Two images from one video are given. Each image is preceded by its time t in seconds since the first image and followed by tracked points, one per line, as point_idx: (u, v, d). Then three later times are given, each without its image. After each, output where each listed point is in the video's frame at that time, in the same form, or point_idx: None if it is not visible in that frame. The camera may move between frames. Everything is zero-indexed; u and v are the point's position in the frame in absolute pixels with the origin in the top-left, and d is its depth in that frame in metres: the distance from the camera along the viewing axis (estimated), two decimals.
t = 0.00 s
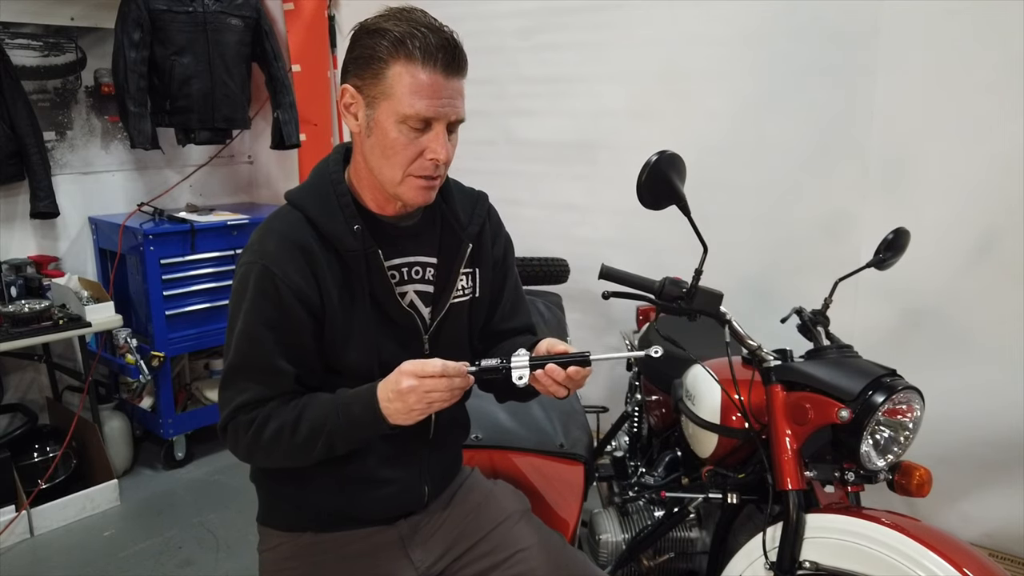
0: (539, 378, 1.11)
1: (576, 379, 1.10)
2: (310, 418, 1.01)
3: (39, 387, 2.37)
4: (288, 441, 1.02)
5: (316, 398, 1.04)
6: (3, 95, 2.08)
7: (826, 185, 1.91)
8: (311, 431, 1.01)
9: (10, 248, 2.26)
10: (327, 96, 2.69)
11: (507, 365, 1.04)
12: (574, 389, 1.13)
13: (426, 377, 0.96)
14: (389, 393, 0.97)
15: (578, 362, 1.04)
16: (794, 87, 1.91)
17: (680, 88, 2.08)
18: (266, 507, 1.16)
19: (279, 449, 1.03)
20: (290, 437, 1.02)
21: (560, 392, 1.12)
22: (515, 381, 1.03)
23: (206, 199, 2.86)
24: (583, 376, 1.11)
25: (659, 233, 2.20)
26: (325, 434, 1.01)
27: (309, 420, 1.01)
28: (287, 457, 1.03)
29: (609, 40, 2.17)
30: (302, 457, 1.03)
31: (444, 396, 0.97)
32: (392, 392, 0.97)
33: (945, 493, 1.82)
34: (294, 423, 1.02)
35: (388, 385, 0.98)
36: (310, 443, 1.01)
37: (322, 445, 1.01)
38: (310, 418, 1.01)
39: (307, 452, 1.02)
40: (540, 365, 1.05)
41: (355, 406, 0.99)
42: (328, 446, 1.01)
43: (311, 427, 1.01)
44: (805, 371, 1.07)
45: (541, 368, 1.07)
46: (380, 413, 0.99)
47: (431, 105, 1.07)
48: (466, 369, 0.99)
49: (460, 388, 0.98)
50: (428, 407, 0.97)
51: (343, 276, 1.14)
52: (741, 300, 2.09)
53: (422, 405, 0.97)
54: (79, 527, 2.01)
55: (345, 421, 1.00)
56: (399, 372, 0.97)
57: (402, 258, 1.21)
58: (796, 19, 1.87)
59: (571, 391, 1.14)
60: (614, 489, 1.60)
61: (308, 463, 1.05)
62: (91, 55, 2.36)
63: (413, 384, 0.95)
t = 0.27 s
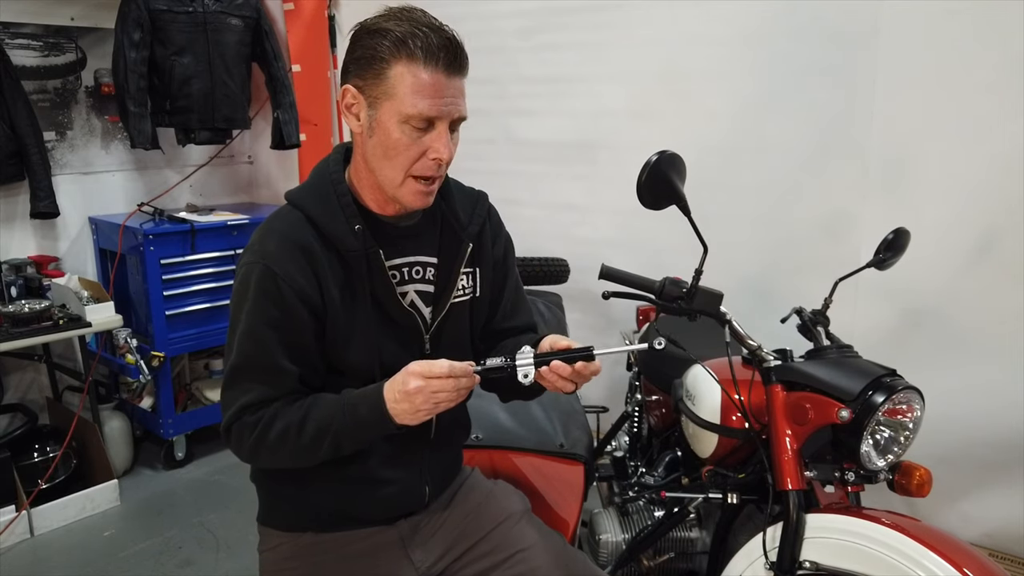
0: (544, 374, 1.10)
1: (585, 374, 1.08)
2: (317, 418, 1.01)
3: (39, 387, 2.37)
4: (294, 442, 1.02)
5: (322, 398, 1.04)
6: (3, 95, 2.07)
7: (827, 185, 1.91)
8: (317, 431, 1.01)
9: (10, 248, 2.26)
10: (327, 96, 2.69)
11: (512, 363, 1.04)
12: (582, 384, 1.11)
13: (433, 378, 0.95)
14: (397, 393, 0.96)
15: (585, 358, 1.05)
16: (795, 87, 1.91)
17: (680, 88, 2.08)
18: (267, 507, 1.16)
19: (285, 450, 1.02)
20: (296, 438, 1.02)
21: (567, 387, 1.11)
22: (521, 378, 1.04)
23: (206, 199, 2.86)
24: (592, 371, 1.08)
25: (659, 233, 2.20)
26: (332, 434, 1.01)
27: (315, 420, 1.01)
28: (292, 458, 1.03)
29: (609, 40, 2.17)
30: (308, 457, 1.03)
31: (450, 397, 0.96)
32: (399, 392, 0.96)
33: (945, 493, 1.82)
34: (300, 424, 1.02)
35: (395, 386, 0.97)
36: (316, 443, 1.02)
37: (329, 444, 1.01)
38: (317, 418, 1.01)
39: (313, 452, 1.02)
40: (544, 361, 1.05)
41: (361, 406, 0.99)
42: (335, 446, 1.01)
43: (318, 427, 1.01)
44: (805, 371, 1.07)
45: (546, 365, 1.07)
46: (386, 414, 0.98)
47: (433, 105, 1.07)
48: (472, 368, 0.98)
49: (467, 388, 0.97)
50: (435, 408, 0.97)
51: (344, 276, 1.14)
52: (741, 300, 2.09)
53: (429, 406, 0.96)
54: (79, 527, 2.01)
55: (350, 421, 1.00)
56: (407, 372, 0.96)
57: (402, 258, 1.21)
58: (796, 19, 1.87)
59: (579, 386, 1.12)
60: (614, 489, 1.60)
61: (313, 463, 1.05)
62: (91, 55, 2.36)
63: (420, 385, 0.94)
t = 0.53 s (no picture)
0: (541, 384, 1.10)
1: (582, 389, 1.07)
2: (316, 418, 1.01)
3: (39, 387, 2.37)
4: (293, 442, 1.02)
5: (322, 397, 1.04)
6: (3, 95, 2.07)
7: (826, 185, 1.91)
8: (316, 431, 1.01)
9: (10, 248, 2.26)
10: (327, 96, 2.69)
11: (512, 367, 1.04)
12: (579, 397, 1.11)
13: (433, 377, 0.95)
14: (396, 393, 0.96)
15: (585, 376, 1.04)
16: (795, 87, 1.91)
17: (680, 88, 2.08)
18: (266, 507, 1.16)
19: (285, 449, 1.02)
20: (295, 437, 1.01)
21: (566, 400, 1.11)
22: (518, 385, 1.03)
23: (206, 199, 2.86)
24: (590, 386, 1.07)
25: (659, 233, 2.20)
26: (331, 434, 1.01)
27: (314, 420, 1.01)
28: (292, 457, 1.03)
29: (609, 40, 2.17)
30: (307, 456, 1.03)
31: (450, 395, 0.96)
32: (398, 391, 0.96)
33: (945, 493, 1.82)
34: (299, 424, 1.02)
35: (395, 385, 0.97)
36: (316, 443, 1.01)
37: (328, 444, 1.01)
38: (316, 418, 1.01)
39: (313, 452, 1.02)
40: (545, 372, 1.04)
41: (362, 405, 0.99)
42: (334, 445, 1.01)
43: (317, 427, 1.01)
44: (805, 370, 1.07)
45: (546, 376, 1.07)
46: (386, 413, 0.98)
47: (420, 93, 1.07)
48: (472, 367, 0.98)
49: (466, 386, 0.97)
50: (435, 406, 0.97)
51: (345, 277, 1.14)
52: (741, 300, 2.09)
53: (429, 404, 0.96)
54: (79, 527, 2.01)
55: (350, 422, 1.00)
56: (406, 371, 0.96)
57: (402, 259, 1.21)
58: (797, 19, 1.87)
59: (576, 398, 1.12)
60: (614, 489, 1.60)
61: (313, 463, 1.05)
62: (91, 55, 2.36)
63: (420, 384, 0.94)
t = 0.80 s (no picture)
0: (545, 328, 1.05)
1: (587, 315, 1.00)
2: (338, 387, 0.97)
3: (39, 387, 2.37)
4: (322, 419, 0.98)
5: (339, 370, 1.01)
6: (3, 95, 2.08)
7: (826, 184, 1.91)
8: (341, 399, 0.97)
9: (10, 248, 2.26)
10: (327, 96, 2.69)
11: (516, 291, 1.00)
12: (587, 331, 1.03)
13: (441, 305, 0.91)
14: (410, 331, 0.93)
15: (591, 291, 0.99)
16: (795, 87, 1.91)
17: (680, 88, 2.08)
18: (267, 507, 1.16)
19: (314, 431, 0.99)
20: (322, 412, 0.98)
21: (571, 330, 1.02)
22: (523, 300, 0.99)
23: (206, 199, 2.86)
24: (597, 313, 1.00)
25: (659, 233, 2.20)
26: (355, 401, 0.97)
27: (337, 389, 0.97)
28: (323, 437, 0.99)
29: (609, 40, 2.17)
30: (337, 434, 0.99)
31: (463, 323, 0.92)
32: (411, 327, 0.93)
33: (945, 493, 1.82)
34: (323, 397, 0.98)
35: (407, 322, 0.94)
36: (343, 413, 0.97)
37: (355, 413, 0.97)
38: (339, 387, 0.97)
39: (343, 424, 0.98)
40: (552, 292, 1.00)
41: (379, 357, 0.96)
42: (362, 413, 0.97)
43: (340, 396, 0.97)
44: (805, 370, 1.07)
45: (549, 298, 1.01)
46: (403, 356, 0.95)
47: (420, 107, 1.06)
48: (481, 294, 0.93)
49: (480, 314, 0.93)
50: (451, 337, 0.93)
51: (342, 273, 1.14)
52: (741, 300, 2.10)
53: (444, 334, 0.92)
54: (79, 527, 2.01)
55: (375, 381, 0.96)
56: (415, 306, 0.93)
57: (398, 257, 1.21)
58: (796, 19, 1.87)
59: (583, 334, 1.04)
60: (614, 489, 1.60)
61: (346, 440, 1.00)
62: (91, 55, 2.36)
63: (430, 314, 0.91)
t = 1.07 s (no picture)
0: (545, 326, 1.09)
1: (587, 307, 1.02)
2: (333, 395, 0.98)
3: (39, 387, 2.37)
4: (316, 425, 0.98)
5: (335, 377, 1.01)
6: (3, 95, 2.07)
7: (826, 185, 1.91)
8: (336, 407, 0.97)
9: (10, 248, 2.26)
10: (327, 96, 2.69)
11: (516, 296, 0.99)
12: (587, 322, 1.04)
13: (437, 318, 0.91)
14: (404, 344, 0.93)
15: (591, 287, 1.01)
16: (795, 87, 1.91)
17: (680, 88, 2.08)
18: (267, 507, 1.16)
19: (307, 437, 0.99)
20: (317, 419, 0.98)
21: (570, 327, 1.04)
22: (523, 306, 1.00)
23: (206, 199, 2.86)
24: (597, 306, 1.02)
25: (659, 233, 2.20)
26: (351, 409, 0.97)
27: (332, 398, 0.98)
28: (317, 443, 1.00)
29: (609, 40, 2.17)
30: (330, 441, 0.99)
31: (458, 333, 0.92)
32: (406, 341, 0.93)
33: (945, 493, 1.82)
34: (319, 404, 0.98)
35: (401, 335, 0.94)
36: (337, 421, 0.98)
37: (349, 422, 0.98)
38: (334, 395, 0.98)
39: (336, 432, 0.99)
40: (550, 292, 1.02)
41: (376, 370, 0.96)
42: (356, 421, 0.98)
43: (336, 405, 0.97)
44: (805, 370, 1.07)
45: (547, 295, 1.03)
46: (400, 368, 0.95)
47: (425, 105, 1.06)
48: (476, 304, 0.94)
49: (474, 324, 0.94)
50: (447, 348, 0.93)
51: (343, 273, 1.14)
52: (741, 300, 2.10)
53: (440, 347, 0.93)
54: (79, 527, 2.01)
55: (369, 392, 0.96)
56: (409, 319, 0.93)
57: (400, 257, 1.22)
58: (796, 19, 1.87)
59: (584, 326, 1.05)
60: (614, 489, 1.60)
61: (340, 446, 1.01)
62: (91, 55, 2.36)
63: (426, 327, 0.91)
